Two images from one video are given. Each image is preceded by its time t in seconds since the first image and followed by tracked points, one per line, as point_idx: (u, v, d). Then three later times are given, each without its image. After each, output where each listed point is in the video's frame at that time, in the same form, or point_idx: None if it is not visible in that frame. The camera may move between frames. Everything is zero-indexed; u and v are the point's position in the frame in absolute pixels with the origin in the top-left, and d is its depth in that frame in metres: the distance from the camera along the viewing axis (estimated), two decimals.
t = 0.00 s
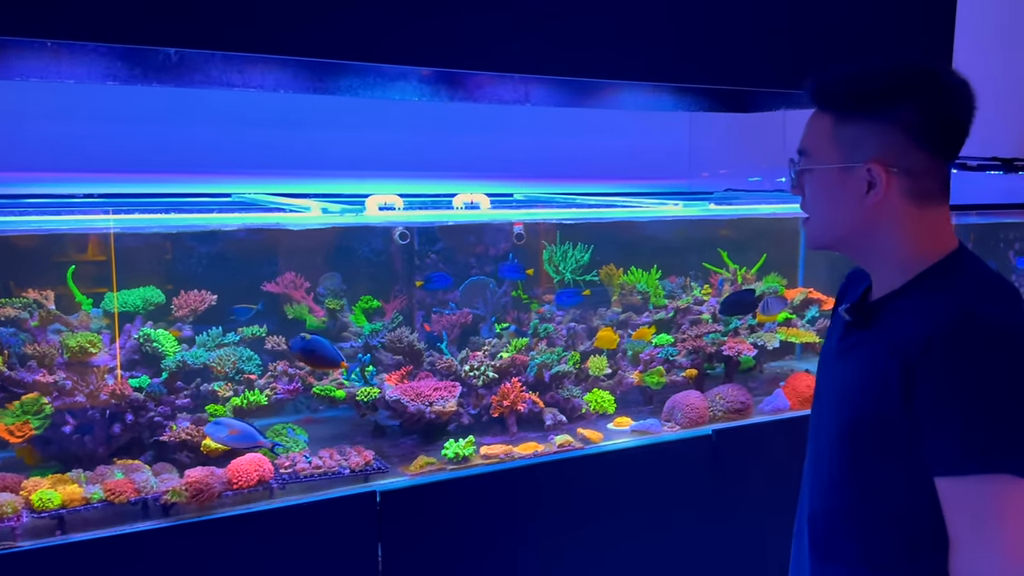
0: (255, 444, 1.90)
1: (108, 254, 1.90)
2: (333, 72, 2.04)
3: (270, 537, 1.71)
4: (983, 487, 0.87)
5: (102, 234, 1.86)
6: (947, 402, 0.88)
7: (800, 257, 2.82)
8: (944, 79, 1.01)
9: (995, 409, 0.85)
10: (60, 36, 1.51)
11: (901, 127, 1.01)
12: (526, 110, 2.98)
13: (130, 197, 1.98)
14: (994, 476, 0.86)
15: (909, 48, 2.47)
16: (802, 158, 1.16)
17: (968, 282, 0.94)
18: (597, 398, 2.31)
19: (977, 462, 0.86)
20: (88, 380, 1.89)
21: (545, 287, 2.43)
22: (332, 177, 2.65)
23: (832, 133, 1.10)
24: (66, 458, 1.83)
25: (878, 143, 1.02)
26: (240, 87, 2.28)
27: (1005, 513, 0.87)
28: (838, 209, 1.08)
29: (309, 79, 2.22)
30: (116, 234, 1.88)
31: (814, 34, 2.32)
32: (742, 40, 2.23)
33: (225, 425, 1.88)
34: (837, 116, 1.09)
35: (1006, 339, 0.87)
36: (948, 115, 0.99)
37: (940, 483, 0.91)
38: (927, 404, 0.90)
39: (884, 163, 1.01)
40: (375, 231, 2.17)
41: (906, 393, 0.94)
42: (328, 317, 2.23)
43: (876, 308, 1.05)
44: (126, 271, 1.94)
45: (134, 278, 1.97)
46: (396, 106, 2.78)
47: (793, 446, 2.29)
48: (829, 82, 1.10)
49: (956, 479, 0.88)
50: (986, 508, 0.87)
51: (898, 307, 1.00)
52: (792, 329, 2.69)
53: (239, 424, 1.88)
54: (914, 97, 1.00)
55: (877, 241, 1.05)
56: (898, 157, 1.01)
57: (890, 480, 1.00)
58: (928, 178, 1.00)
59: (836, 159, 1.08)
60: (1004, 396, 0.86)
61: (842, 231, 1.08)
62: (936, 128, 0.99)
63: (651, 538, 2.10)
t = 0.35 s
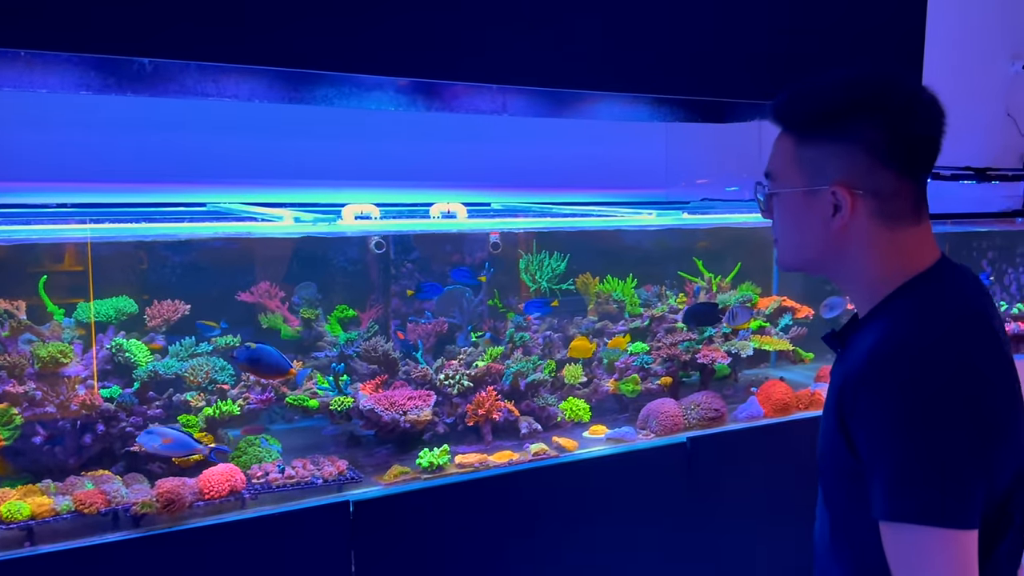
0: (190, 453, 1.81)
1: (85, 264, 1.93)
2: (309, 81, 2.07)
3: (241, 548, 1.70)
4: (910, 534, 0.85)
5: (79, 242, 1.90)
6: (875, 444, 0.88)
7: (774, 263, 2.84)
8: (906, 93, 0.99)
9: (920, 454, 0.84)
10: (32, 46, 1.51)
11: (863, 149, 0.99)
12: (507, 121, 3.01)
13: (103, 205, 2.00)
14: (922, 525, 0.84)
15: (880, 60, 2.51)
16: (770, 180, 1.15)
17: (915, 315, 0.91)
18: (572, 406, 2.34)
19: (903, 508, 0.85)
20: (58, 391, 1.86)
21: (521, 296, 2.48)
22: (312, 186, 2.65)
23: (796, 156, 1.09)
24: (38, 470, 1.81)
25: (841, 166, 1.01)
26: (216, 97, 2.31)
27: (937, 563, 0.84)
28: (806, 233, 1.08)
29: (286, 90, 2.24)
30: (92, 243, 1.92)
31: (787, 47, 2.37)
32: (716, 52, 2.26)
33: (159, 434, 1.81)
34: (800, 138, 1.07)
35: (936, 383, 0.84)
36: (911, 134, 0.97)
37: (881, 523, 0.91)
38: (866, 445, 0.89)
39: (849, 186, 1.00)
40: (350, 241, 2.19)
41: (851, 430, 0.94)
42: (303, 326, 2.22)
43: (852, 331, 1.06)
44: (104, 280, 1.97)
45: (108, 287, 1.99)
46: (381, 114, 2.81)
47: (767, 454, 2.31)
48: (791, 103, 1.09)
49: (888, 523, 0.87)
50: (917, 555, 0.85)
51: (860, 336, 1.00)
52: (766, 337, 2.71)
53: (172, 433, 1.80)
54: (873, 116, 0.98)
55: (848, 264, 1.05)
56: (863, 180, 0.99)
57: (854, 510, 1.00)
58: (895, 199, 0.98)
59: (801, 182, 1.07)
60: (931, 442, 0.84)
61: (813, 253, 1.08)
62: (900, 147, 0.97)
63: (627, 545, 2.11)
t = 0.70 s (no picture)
0: (124, 461, 1.79)
1: (64, 271, 1.91)
2: (287, 87, 2.06)
3: (214, 558, 1.68)
4: (905, 538, 0.86)
5: (57, 249, 1.87)
6: (871, 450, 0.89)
7: (754, 268, 2.91)
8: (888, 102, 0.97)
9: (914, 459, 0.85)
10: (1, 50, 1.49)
11: (844, 160, 0.98)
12: (490, 126, 3.01)
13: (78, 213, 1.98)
14: (916, 529, 0.85)
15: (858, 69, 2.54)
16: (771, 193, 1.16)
17: (909, 323, 0.92)
18: (551, 413, 2.31)
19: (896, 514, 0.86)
20: (28, 400, 1.82)
21: (497, 302, 2.48)
22: (289, 193, 2.64)
23: (786, 169, 1.09)
24: (7, 480, 1.77)
25: (824, 177, 1.01)
26: (192, 103, 2.30)
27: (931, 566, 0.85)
28: (803, 244, 1.08)
29: (263, 95, 2.23)
30: (70, 249, 1.90)
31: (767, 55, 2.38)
32: (696, 59, 2.27)
33: (88, 445, 1.76)
34: (788, 151, 1.08)
35: (929, 391, 0.85)
36: (895, 142, 0.95)
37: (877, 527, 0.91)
38: (864, 449, 0.90)
39: (835, 199, 1.00)
40: (328, 246, 2.19)
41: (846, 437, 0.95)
42: (279, 333, 2.19)
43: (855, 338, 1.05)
44: (82, 287, 1.95)
45: (83, 294, 1.96)
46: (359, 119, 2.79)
47: (747, 460, 2.31)
48: (783, 116, 1.09)
49: (886, 528, 0.88)
50: (912, 558, 0.86)
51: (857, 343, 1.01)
52: (743, 343, 2.71)
53: (103, 442, 1.77)
54: (860, 128, 0.97)
55: (848, 273, 1.04)
56: (846, 190, 0.99)
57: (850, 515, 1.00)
58: (881, 208, 0.97)
59: (793, 194, 1.07)
60: (924, 449, 0.84)
61: (814, 262, 1.07)
62: (884, 158, 0.95)
63: (606, 550, 2.11)
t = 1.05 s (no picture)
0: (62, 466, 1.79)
1: (48, 274, 1.84)
2: (272, 90, 2.06)
3: (196, 562, 1.68)
4: (898, 500, 0.93)
5: (42, 253, 1.80)
6: (872, 417, 0.96)
7: (736, 272, 2.91)
8: (912, 106, 1.01)
9: (912, 426, 0.93)
10: None
11: (857, 156, 1.05)
12: (468, 129, 3.02)
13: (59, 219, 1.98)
14: (910, 491, 0.92)
15: (844, 75, 2.55)
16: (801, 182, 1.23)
17: (914, 306, 1.00)
18: (533, 416, 2.34)
19: (892, 475, 0.93)
20: (5, 403, 1.81)
21: (479, 305, 2.44)
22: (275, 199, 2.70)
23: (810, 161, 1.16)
24: None
25: (840, 170, 1.08)
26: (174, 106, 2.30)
27: (919, 527, 0.92)
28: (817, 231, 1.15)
29: (246, 98, 2.23)
30: (54, 253, 1.82)
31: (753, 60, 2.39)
32: (684, 64, 2.27)
33: (24, 452, 1.74)
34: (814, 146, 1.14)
35: (931, 364, 0.93)
36: (908, 143, 1.00)
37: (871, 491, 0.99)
38: (864, 415, 0.98)
39: (846, 190, 1.07)
40: (310, 249, 2.12)
41: (850, 408, 1.02)
42: (261, 337, 2.17)
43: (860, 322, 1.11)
44: (65, 292, 1.88)
45: (68, 298, 1.90)
46: (329, 123, 2.77)
47: (729, 461, 2.33)
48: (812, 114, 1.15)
49: (878, 488, 0.95)
50: (902, 518, 0.94)
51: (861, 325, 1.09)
52: (726, 345, 2.74)
53: (41, 449, 1.76)
54: (876, 127, 1.03)
55: (853, 260, 1.11)
56: (857, 183, 1.06)
57: (844, 484, 1.08)
58: (889, 201, 1.03)
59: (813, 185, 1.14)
60: (924, 416, 0.92)
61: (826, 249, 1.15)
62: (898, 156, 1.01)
63: (589, 550, 2.13)
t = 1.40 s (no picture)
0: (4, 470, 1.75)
1: (37, 278, 1.82)
2: (260, 94, 2.07)
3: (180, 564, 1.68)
4: (884, 483, 0.95)
5: (31, 255, 1.78)
6: (857, 404, 0.98)
7: (723, 274, 2.85)
8: (890, 108, 1.04)
9: (896, 412, 0.95)
10: None
11: (842, 156, 1.06)
12: (455, 132, 3.03)
13: (46, 221, 1.99)
14: (895, 473, 0.94)
15: (829, 81, 2.58)
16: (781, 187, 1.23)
17: (896, 295, 1.03)
18: (519, 417, 2.37)
19: (877, 459, 0.95)
20: None
21: (468, 308, 2.44)
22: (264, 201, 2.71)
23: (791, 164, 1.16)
24: None
25: (825, 171, 1.08)
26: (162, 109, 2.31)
27: (904, 509, 0.94)
28: (802, 233, 1.15)
29: (233, 101, 2.24)
30: (44, 256, 1.81)
31: (738, 65, 2.41)
32: (669, 69, 2.29)
33: None
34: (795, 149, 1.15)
35: (915, 349, 0.96)
36: (891, 142, 1.02)
37: (856, 477, 1.00)
38: (849, 403, 1.00)
39: (833, 191, 1.08)
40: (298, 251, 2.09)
41: (834, 398, 1.04)
42: (248, 339, 2.16)
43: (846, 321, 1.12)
44: (54, 295, 1.88)
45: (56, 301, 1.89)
46: (317, 126, 2.78)
47: (714, 463, 2.35)
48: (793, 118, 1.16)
49: (864, 473, 0.97)
50: (886, 501, 0.95)
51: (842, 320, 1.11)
52: (714, 347, 2.78)
53: None
54: (863, 128, 1.04)
55: (838, 260, 1.12)
56: (843, 182, 1.06)
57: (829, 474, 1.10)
58: (875, 200, 1.04)
59: (796, 187, 1.15)
60: (907, 401, 0.94)
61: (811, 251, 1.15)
62: (885, 156, 1.02)
63: (574, 550, 2.15)
